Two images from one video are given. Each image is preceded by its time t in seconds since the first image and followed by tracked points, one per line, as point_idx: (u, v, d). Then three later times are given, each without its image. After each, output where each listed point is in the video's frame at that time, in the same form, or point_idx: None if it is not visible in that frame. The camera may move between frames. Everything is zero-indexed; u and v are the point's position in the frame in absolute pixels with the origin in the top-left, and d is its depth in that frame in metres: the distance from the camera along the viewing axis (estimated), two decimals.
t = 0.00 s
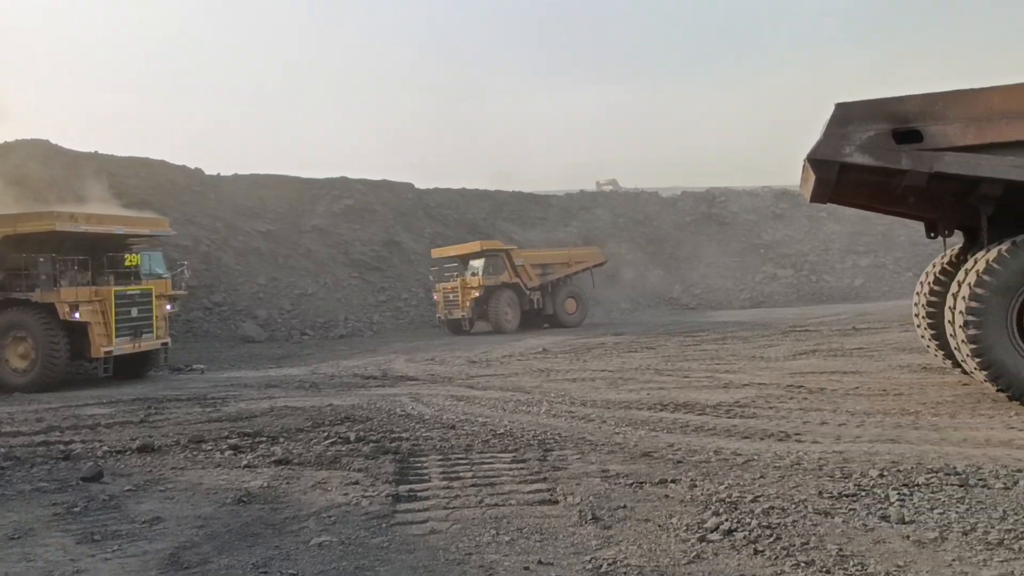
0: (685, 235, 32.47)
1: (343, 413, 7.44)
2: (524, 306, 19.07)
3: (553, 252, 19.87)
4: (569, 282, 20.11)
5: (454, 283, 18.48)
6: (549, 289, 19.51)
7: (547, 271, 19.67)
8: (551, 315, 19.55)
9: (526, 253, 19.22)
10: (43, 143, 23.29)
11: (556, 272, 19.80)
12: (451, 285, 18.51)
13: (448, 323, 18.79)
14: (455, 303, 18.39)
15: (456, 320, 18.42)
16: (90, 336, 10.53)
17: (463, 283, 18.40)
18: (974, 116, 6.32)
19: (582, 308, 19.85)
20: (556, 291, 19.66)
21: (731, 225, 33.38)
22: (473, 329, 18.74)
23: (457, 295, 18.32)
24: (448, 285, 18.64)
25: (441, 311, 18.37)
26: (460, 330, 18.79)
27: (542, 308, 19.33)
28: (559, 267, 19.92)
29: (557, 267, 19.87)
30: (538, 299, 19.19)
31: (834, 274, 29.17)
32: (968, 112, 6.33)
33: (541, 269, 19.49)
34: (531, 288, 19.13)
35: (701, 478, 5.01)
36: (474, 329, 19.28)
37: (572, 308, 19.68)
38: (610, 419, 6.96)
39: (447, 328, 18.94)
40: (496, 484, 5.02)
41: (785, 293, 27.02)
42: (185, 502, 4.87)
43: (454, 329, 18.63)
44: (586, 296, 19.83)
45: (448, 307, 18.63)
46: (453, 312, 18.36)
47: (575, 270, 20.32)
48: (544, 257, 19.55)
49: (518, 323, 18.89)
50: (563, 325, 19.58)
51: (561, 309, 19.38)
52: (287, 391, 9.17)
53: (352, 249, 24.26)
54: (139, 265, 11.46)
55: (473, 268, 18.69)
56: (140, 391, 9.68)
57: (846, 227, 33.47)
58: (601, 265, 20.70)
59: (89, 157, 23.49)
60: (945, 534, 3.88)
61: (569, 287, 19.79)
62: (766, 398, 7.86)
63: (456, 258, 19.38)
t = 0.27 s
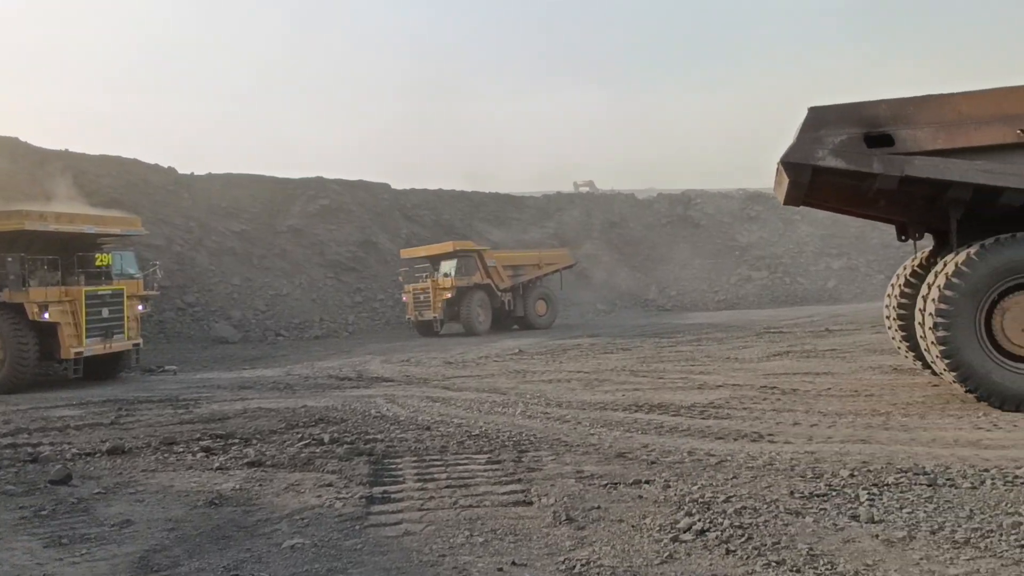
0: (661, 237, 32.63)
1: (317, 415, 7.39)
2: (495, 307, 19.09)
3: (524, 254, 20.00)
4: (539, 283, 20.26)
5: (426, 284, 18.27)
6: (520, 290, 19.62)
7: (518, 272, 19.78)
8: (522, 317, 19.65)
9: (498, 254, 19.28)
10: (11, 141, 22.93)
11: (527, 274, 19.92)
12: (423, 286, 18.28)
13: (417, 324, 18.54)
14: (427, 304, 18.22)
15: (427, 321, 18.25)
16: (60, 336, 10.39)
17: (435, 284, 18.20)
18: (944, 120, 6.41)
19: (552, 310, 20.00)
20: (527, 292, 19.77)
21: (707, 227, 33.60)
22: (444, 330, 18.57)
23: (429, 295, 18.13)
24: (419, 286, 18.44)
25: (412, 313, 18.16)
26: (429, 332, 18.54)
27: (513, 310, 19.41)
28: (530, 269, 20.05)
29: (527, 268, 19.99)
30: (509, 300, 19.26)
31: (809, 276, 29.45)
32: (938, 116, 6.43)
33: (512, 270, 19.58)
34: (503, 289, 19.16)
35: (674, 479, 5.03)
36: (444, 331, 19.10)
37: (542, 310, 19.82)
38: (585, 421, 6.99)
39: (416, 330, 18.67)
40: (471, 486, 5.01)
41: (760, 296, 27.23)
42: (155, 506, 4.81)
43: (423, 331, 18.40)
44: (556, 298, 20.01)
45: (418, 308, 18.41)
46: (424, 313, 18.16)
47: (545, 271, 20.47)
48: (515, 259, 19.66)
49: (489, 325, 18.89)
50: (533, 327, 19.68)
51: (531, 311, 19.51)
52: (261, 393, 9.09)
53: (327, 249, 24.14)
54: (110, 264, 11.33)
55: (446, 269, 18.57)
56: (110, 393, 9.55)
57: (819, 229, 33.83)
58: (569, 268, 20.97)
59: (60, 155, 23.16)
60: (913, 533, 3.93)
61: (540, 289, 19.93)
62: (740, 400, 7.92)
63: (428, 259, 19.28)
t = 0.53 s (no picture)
0: (636, 238, 32.80)
1: (291, 416, 7.35)
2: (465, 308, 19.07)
3: (494, 254, 20.00)
4: (508, 284, 20.32)
5: (396, 285, 18.18)
6: (490, 291, 19.62)
7: (488, 273, 19.78)
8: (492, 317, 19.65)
9: (469, 255, 19.24)
10: None
11: (497, 275, 19.93)
12: (392, 287, 18.19)
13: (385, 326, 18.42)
14: (396, 306, 18.13)
15: (397, 323, 18.18)
16: (27, 336, 10.22)
17: (405, 285, 18.12)
18: (914, 126, 6.51)
19: (521, 311, 20.06)
20: (496, 293, 19.80)
21: (682, 228, 33.81)
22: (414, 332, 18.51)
23: (400, 297, 18.06)
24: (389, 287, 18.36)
25: (382, 314, 18.07)
26: (398, 334, 18.43)
27: (482, 311, 19.42)
28: (500, 269, 20.07)
29: (497, 269, 20.01)
30: (480, 301, 19.26)
31: (782, 278, 29.74)
32: (907, 122, 6.53)
33: (483, 271, 19.57)
34: (473, 290, 19.15)
35: (647, 480, 5.06)
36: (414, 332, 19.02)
37: (512, 311, 19.86)
38: (559, 421, 7.00)
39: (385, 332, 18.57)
40: (445, 487, 5.00)
41: (734, 297, 27.45)
42: (124, 508, 4.75)
43: (392, 333, 18.30)
44: (525, 300, 20.07)
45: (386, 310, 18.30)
46: (394, 315, 18.05)
47: (515, 271, 20.51)
48: (485, 259, 19.64)
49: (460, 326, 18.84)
50: (503, 328, 19.71)
51: (501, 312, 19.53)
52: (234, 394, 9.01)
53: (302, 250, 23.98)
54: (79, 264, 11.20)
55: (416, 270, 18.50)
56: (79, 393, 9.42)
57: (793, 232, 34.16)
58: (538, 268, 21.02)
59: (28, 153, 22.81)
60: (881, 532, 3.98)
61: (509, 290, 19.97)
62: (713, 400, 7.98)
63: (398, 260, 19.20)
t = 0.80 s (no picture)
0: (616, 240, 32.92)
1: (268, 417, 7.30)
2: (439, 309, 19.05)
3: (469, 255, 19.99)
4: (482, 285, 20.32)
5: (370, 286, 18.11)
6: (464, 292, 19.62)
7: (463, 274, 19.77)
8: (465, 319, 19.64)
9: (444, 255, 19.21)
10: None
11: (471, 276, 19.92)
12: (366, 288, 18.11)
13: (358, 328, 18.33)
14: (371, 307, 18.05)
15: (371, 324, 18.10)
16: None
17: (380, 286, 18.06)
18: (888, 129, 6.60)
19: (494, 312, 20.09)
20: (470, 294, 19.82)
21: (661, 229, 33.99)
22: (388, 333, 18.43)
23: (374, 298, 17.99)
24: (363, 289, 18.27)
25: (355, 316, 17.98)
26: (371, 335, 18.34)
27: (457, 312, 19.41)
28: (474, 270, 20.07)
29: (471, 270, 20.01)
30: (454, 303, 19.25)
31: (759, 280, 29.98)
32: (881, 125, 6.61)
33: (457, 272, 19.56)
34: (448, 291, 19.13)
35: (625, 480, 5.08)
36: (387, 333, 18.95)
37: (485, 312, 19.87)
38: (538, 422, 7.01)
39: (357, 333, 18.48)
40: (423, 488, 4.99)
41: (713, 298, 27.64)
42: (98, 510, 4.70)
43: (365, 335, 18.20)
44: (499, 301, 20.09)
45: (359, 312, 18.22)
46: (368, 317, 17.97)
47: (489, 272, 20.53)
48: (460, 260, 19.63)
49: (434, 327, 18.80)
50: (476, 329, 19.72)
51: (474, 313, 19.54)
52: (210, 395, 8.94)
53: (280, 250, 23.84)
54: (53, 263, 11.06)
55: (391, 271, 18.42)
56: (53, 395, 9.31)
57: (770, 233, 34.43)
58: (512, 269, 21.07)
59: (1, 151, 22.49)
60: (855, 531, 4.03)
61: (483, 291, 19.98)
62: (691, 401, 8.04)
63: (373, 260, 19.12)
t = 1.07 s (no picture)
0: (597, 241, 33.01)
1: (248, 418, 7.25)
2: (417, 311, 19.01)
3: (446, 257, 19.99)
4: (458, 287, 20.32)
5: (347, 286, 18.04)
6: (441, 294, 19.60)
7: (440, 276, 19.75)
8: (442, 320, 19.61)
9: (421, 256, 19.19)
10: None
11: (448, 278, 19.92)
12: (343, 289, 18.04)
13: (333, 329, 18.22)
14: (348, 307, 17.97)
15: (347, 325, 18.01)
16: None
17: (357, 286, 18.01)
18: (867, 132, 6.67)
19: (470, 314, 20.10)
20: (447, 296, 19.82)
21: (642, 231, 34.13)
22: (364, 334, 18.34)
23: (351, 298, 17.93)
24: (340, 289, 18.20)
25: (331, 317, 17.89)
26: (347, 337, 18.22)
27: (433, 314, 19.38)
28: (451, 272, 20.07)
29: (449, 271, 20.01)
30: (431, 304, 19.23)
31: (740, 282, 30.18)
32: (860, 128, 6.69)
33: (435, 273, 19.55)
34: (424, 292, 19.11)
35: (605, 480, 5.10)
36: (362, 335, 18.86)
37: (461, 314, 19.87)
38: (519, 422, 7.03)
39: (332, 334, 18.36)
40: (403, 488, 4.98)
41: (693, 300, 27.78)
42: (75, 511, 4.65)
43: (341, 336, 18.08)
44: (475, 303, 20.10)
45: (335, 312, 18.13)
46: (344, 317, 17.89)
47: (465, 274, 20.55)
48: (438, 262, 19.63)
49: (411, 328, 18.74)
50: (452, 331, 19.71)
51: (451, 315, 19.53)
52: (189, 395, 8.88)
53: (260, 249, 23.69)
54: (30, 262, 10.93)
55: (369, 271, 18.37)
56: (29, 395, 9.19)
57: (751, 236, 34.65)
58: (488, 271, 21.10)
59: None
60: (832, 530, 4.07)
61: (459, 293, 19.98)
62: (671, 401, 8.08)
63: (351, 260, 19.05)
